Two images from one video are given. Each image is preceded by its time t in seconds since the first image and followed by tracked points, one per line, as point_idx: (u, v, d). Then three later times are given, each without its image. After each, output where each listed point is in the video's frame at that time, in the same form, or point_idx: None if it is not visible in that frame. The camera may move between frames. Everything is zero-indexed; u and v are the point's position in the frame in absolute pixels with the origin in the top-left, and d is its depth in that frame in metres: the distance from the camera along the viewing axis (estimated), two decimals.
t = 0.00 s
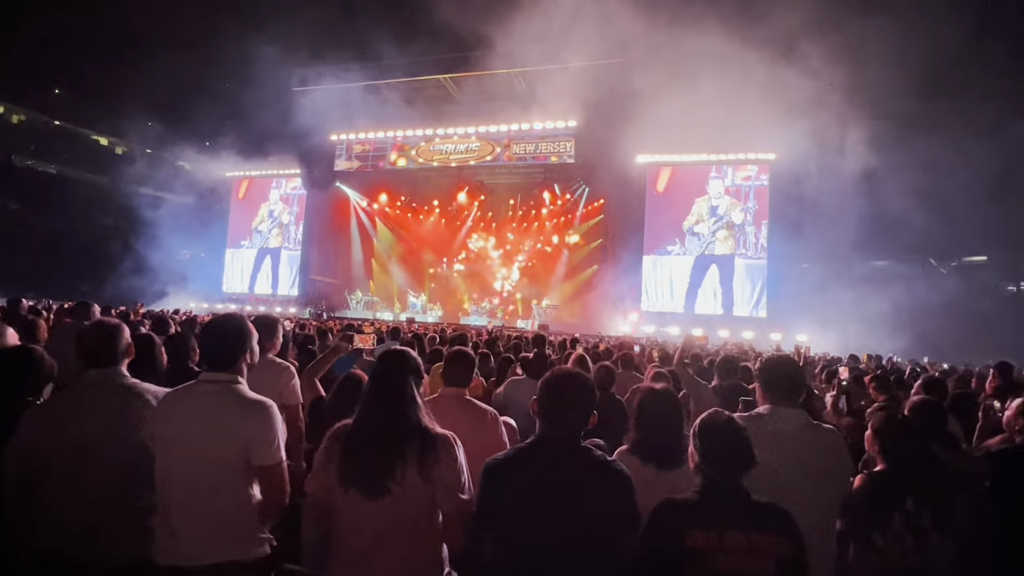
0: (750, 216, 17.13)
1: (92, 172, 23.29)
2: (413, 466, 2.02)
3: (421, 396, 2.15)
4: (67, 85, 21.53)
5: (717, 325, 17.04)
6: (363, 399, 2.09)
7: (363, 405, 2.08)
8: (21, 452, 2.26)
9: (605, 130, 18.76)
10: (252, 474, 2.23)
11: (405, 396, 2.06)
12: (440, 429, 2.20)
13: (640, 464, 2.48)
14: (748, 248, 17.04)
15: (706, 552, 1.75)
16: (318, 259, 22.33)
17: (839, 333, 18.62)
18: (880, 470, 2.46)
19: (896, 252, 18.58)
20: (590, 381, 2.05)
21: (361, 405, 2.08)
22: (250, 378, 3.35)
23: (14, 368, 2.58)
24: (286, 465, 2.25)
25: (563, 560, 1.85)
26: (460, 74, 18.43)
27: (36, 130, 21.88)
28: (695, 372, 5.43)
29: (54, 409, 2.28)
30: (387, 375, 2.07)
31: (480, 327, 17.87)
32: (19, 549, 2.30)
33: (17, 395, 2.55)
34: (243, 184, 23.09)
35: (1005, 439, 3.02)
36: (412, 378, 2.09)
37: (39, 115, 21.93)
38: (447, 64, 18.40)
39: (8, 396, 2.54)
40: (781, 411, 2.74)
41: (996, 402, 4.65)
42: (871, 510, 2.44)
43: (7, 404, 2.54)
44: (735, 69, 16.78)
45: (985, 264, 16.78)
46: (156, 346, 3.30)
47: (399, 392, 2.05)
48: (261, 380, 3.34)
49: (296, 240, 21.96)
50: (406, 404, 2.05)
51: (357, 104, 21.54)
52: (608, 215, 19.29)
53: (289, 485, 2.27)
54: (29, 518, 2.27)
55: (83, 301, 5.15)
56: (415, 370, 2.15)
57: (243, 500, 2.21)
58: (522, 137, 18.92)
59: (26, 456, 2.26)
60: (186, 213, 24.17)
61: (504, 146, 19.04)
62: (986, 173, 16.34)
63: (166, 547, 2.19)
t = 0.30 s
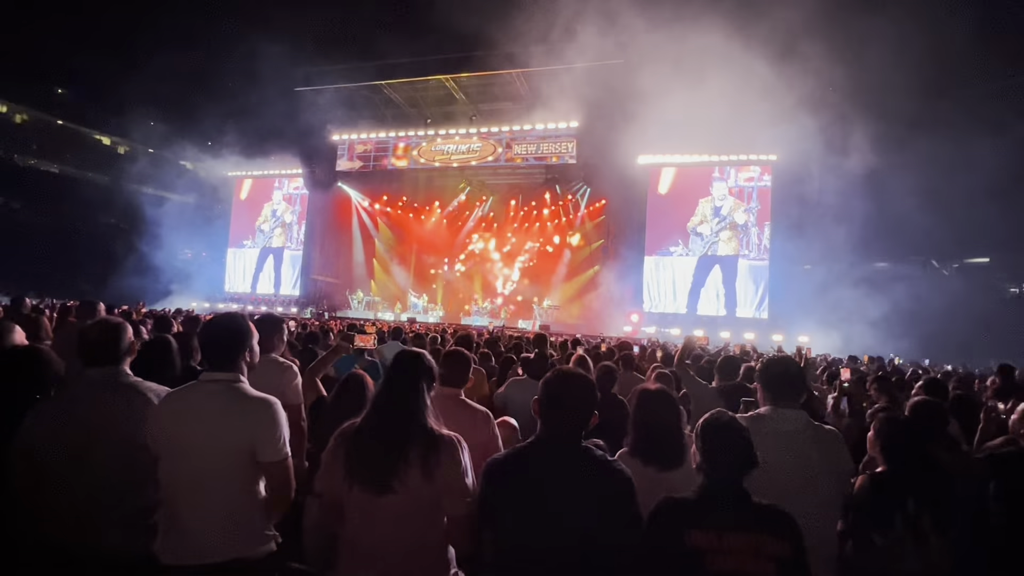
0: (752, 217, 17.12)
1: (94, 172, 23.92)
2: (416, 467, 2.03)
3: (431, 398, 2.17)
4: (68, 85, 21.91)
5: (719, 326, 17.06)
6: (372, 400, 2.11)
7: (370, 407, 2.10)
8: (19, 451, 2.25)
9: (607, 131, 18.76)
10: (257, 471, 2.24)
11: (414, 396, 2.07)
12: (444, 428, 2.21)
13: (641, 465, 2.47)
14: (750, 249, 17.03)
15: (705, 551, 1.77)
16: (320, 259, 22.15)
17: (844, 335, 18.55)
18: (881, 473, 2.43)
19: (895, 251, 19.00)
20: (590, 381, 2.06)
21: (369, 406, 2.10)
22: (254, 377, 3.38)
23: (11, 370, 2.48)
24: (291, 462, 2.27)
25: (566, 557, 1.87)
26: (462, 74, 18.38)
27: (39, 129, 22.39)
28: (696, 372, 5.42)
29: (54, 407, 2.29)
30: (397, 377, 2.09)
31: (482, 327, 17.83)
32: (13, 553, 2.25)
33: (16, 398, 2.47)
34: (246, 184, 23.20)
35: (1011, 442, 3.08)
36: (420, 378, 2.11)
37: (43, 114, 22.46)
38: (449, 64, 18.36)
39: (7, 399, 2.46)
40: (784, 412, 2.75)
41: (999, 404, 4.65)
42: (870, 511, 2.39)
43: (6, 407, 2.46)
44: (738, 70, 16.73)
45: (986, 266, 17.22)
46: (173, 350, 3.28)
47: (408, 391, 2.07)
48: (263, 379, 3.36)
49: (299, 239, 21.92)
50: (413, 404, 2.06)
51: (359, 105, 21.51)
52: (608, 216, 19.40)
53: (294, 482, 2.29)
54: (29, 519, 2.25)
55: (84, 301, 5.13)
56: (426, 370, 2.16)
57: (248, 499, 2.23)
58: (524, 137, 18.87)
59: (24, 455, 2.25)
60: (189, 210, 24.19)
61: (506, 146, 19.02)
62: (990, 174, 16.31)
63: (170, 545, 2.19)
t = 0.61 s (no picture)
0: (752, 217, 17.11)
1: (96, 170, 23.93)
2: (411, 466, 2.03)
3: (437, 398, 2.18)
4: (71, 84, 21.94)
5: (720, 325, 17.02)
6: (375, 399, 2.13)
7: (373, 406, 2.11)
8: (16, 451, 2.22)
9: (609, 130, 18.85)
10: (262, 468, 2.25)
11: (417, 395, 2.08)
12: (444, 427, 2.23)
13: (643, 463, 2.47)
14: (749, 249, 17.00)
15: (706, 550, 1.77)
16: (321, 259, 22.38)
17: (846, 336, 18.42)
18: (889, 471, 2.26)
19: (895, 250, 19.12)
20: (592, 378, 2.06)
21: (372, 404, 2.11)
22: (258, 373, 3.38)
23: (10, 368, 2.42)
24: (295, 459, 2.29)
25: (565, 555, 1.87)
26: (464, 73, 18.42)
27: (41, 128, 22.36)
28: (696, 372, 5.40)
29: (54, 403, 2.29)
30: (402, 376, 2.11)
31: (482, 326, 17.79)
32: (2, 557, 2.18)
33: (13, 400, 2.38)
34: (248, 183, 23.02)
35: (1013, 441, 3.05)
36: (423, 376, 2.12)
37: (45, 113, 22.44)
38: (451, 64, 18.42)
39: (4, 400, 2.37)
40: (786, 410, 2.76)
41: (1001, 404, 4.66)
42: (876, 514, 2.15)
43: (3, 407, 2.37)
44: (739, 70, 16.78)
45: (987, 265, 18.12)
46: (174, 345, 3.34)
47: (413, 390, 2.08)
48: (267, 377, 3.37)
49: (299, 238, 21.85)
50: (413, 403, 2.07)
51: (361, 104, 21.57)
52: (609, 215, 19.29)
53: (298, 478, 2.30)
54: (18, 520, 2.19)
55: (87, 299, 5.13)
56: (431, 370, 2.17)
57: (249, 496, 2.23)
58: (525, 137, 18.89)
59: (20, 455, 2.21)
60: (189, 210, 24.48)
61: (507, 146, 19.03)
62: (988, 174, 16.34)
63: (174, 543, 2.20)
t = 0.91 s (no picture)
0: (752, 216, 16.94)
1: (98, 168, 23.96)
2: (402, 463, 2.02)
3: (432, 397, 2.18)
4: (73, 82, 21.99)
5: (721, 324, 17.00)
6: (372, 397, 2.11)
7: (368, 404, 2.09)
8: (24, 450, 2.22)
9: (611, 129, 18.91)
10: (264, 466, 2.26)
11: (412, 393, 2.07)
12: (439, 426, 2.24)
13: (642, 462, 2.48)
14: (749, 247, 16.86)
15: (709, 549, 1.74)
16: (321, 255, 22.13)
17: (849, 336, 18.34)
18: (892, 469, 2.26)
19: (898, 250, 19.32)
20: (592, 377, 2.07)
21: (366, 403, 2.10)
22: (260, 371, 3.38)
23: (14, 367, 2.43)
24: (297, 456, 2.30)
25: (565, 553, 1.86)
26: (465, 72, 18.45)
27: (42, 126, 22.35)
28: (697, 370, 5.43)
29: (55, 401, 2.29)
30: (401, 373, 2.10)
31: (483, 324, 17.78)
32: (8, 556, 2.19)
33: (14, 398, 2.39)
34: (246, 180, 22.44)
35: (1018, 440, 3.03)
36: (421, 375, 2.12)
37: (46, 111, 22.43)
38: (453, 62, 18.47)
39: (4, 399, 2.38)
40: (787, 408, 2.76)
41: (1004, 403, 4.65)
42: (881, 512, 2.12)
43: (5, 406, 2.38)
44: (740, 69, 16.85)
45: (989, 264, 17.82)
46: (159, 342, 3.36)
47: (411, 389, 2.08)
48: (269, 375, 3.37)
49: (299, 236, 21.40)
50: (410, 402, 2.06)
51: (362, 103, 21.62)
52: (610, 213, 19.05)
53: (299, 475, 2.31)
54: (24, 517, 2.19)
55: (88, 297, 5.14)
56: (427, 369, 2.17)
57: (247, 492, 2.23)
58: (526, 136, 18.88)
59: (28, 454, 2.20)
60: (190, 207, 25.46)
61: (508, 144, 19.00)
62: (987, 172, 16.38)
63: (176, 540, 2.21)
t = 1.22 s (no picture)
0: (754, 215, 16.86)
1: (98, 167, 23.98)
2: (400, 461, 2.03)
3: (429, 394, 2.18)
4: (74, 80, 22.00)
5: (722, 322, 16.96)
6: (367, 394, 2.10)
7: (363, 402, 2.08)
8: (18, 449, 2.26)
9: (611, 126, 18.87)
10: (263, 465, 2.25)
11: (409, 391, 2.06)
12: (435, 422, 2.24)
13: (643, 459, 2.47)
14: (750, 245, 16.77)
15: (707, 546, 1.74)
16: (323, 253, 22.13)
17: (852, 334, 18.22)
18: (900, 470, 2.21)
19: (901, 248, 19.14)
20: (591, 374, 2.07)
21: (362, 400, 2.09)
22: (261, 370, 3.39)
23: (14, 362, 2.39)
24: (296, 455, 2.29)
25: (563, 548, 1.87)
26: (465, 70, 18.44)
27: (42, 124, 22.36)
28: (697, 368, 5.45)
29: (52, 401, 2.30)
30: (398, 369, 2.09)
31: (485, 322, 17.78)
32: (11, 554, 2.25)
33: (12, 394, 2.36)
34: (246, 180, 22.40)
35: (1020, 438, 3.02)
36: (420, 373, 2.12)
37: (46, 109, 22.41)
38: (453, 60, 18.46)
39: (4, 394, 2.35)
40: (787, 406, 2.76)
41: (1003, 401, 4.64)
42: (884, 514, 2.14)
43: (4, 401, 2.36)
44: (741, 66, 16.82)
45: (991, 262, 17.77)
46: (159, 342, 3.25)
47: (410, 386, 2.08)
48: (270, 373, 3.37)
49: (300, 235, 21.42)
50: (408, 399, 2.05)
51: (362, 101, 21.65)
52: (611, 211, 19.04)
53: (299, 473, 2.30)
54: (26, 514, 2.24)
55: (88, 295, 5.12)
56: (424, 367, 2.17)
57: (246, 490, 2.22)
58: (527, 134, 18.86)
59: (25, 453, 2.25)
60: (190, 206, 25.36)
61: (509, 142, 18.98)
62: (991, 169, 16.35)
63: (176, 537, 2.21)
